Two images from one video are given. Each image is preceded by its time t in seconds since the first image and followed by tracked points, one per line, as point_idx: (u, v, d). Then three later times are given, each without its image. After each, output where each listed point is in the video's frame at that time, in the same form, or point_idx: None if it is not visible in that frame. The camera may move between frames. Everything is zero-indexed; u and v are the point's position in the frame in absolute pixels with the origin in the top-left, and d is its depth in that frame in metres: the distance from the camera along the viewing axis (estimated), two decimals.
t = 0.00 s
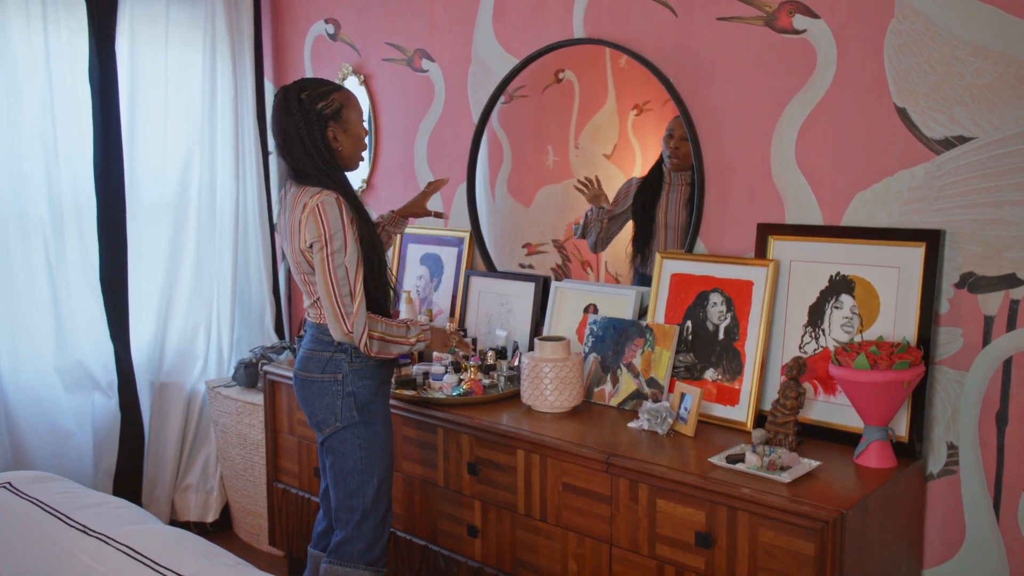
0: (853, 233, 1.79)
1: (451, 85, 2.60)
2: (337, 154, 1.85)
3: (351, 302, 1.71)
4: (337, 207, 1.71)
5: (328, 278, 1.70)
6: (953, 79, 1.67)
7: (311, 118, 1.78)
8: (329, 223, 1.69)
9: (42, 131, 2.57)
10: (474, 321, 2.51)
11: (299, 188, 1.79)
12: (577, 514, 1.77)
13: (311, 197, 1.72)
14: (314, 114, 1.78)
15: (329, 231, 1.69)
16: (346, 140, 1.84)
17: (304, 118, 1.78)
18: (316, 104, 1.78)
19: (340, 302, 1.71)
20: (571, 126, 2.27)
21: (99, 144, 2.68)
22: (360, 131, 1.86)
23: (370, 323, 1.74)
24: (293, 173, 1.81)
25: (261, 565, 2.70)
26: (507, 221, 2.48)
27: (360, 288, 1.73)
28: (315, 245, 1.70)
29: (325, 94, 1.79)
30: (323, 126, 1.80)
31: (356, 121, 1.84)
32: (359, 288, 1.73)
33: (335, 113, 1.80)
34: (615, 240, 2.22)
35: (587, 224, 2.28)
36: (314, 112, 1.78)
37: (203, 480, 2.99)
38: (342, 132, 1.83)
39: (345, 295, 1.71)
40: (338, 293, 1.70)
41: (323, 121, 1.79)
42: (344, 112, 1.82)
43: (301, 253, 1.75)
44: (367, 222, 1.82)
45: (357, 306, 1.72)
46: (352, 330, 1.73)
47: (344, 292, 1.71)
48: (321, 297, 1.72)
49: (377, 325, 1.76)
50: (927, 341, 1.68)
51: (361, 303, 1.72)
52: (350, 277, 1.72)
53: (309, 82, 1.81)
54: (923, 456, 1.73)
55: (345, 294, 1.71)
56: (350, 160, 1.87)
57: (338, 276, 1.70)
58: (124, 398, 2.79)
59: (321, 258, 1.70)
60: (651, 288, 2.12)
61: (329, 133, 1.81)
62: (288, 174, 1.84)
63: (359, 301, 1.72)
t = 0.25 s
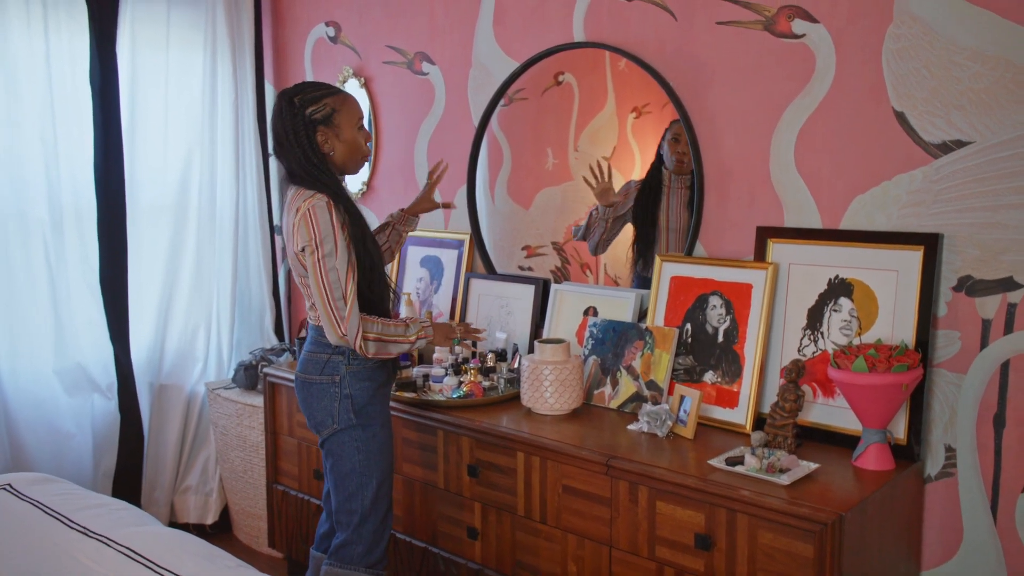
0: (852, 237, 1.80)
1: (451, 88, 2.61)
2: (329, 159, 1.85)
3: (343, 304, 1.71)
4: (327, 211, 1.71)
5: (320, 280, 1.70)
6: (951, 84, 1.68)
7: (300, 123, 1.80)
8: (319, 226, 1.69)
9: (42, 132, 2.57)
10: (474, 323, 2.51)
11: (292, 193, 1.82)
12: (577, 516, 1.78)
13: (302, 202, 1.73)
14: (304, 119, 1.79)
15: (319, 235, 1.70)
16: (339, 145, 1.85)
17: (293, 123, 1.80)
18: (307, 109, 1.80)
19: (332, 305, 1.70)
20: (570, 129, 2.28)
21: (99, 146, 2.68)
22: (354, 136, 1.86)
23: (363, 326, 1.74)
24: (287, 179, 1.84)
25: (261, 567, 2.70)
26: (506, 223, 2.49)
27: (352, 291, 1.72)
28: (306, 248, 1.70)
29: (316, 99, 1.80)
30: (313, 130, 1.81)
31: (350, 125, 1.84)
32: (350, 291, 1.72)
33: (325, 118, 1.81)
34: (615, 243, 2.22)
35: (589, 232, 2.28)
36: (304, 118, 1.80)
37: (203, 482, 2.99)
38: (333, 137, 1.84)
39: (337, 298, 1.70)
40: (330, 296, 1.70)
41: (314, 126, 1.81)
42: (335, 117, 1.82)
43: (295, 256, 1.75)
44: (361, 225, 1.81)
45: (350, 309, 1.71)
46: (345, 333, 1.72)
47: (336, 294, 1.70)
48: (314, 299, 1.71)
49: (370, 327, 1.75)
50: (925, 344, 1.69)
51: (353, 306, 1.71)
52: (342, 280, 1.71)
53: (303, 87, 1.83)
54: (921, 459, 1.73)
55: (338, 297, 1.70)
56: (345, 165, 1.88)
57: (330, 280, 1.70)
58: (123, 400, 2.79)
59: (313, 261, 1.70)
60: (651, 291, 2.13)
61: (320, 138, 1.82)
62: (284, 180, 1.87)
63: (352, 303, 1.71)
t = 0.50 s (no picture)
0: (848, 239, 1.81)
1: (449, 91, 2.62)
2: (323, 163, 1.88)
3: (325, 308, 1.72)
4: (312, 215, 1.73)
5: (303, 285, 1.73)
6: (946, 88, 1.70)
7: (290, 128, 1.82)
8: (302, 230, 1.72)
9: (40, 135, 2.57)
10: (472, 326, 2.52)
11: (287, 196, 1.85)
12: (575, 518, 1.79)
13: (291, 206, 1.76)
14: (294, 124, 1.82)
15: (303, 238, 1.72)
16: (332, 149, 1.87)
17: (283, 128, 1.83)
18: (298, 114, 1.82)
19: (315, 308, 1.73)
20: (568, 131, 2.29)
21: (97, 149, 2.68)
22: (347, 139, 1.88)
23: (346, 330, 1.75)
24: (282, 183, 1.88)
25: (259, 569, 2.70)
26: (504, 226, 2.49)
27: (335, 294, 1.73)
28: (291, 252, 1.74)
29: (306, 104, 1.82)
30: (304, 134, 1.84)
31: (341, 129, 1.86)
32: (332, 295, 1.73)
33: (317, 122, 1.83)
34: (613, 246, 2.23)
35: (591, 233, 2.28)
36: (294, 122, 1.82)
37: (201, 484, 2.99)
38: (325, 142, 1.85)
39: (320, 301, 1.73)
40: (313, 299, 1.72)
41: (304, 131, 1.83)
42: (326, 121, 1.84)
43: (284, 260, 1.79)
44: (354, 229, 1.82)
45: (331, 312, 1.73)
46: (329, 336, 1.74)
47: (319, 298, 1.72)
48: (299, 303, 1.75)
49: (354, 331, 1.76)
50: (921, 346, 1.70)
51: (335, 309, 1.73)
52: (325, 284, 1.73)
53: (295, 92, 1.85)
54: (917, 460, 1.75)
55: (320, 301, 1.72)
56: (340, 168, 1.90)
57: (312, 284, 1.72)
58: (121, 402, 2.79)
59: (297, 265, 1.73)
60: (648, 294, 2.14)
61: (312, 142, 1.84)
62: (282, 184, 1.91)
63: (333, 306, 1.73)
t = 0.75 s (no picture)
0: (843, 243, 1.82)
1: (446, 95, 2.63)
2: (320, 167, 1.89)
3: (310, 311, 1.72)
4: (304, 219, 1.74)
5: (290, 287, 1.73)
6: (939, 93, 1.71)
7: (286, 132, 1.84)
8: (292, 233, 1.73)
9: (38, 138, 2.58)
10: (469, 328, 2.53)
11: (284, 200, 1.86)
12: (571, 520, 1.79)
13: (286, 209, 1.78)
14: (290, 128, 1.83)
15: (293, 241, 1.73)
16: (328, 154, 1.87)
17: (279, 131, 1.84)
18: (294, 118, 1.84)
19: (300, 311, 1.73)
20: (564, 135, 2.30)
21: (95, 151, 2.68)
22: (343, 144, 1.88)
23: (327, 335, 1.73)
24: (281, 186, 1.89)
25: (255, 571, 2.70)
26: (501, 229, 2.50)
27: (320, 297, 1.73)
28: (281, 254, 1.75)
29: (302, 109, 1.83)
30: (300, 139, 1.85)
31: (336, 133, 1.86)
32: (317, 298, 1.73)
33: (312, 126, 1.84)
34: (609, 249, 2.24)
35: (592, 231, 2.28)
36: (290, 127, 1.84)
37: (197, 487, 2.99)
38: (321, 146, 1.86)
39: (305, 304, 1.73)
40: (298, 302, 1.72)
41: (300, 135, 1.84)
42: (322, 126, 1.85)
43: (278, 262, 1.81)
44: (348, 233, 1.82)
45: (315, 316, 1.72)
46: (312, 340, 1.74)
47: (303, 301, 1.72)
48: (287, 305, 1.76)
49: (335, 337, 1.74)
50: (915, 350, 1.72)
51: (319, 312, 1.73)
52: (311, 288, 1.73)
53: (293, 96, 1.87)
54: (911, 463, 1.76)
55: (305, 304, 1.72)
56: (338, 172, 1.91)
57: (299, 286, 1.72)
58: (117, 404, 2.79)
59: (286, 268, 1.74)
60: (644, 297, 2.15)
61: (308, 146, 1.86)
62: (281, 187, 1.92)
63: (318, 309, 1.72)
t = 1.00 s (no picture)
0: (838, 245, 1.83)
1: (443, 97, 2.63)
2: (317, 171, 1.89)
3: (298, 315, 1.72)
4: (298, 223, 1.74)
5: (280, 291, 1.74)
6: (934, 96, 1.72)
7: (282, 136, 1.84)
8: (285, 237, 1.74)
9: (35, 139, 2.58)
10: (466, 330, 2.53)
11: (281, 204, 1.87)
12: (568, 521, 1.80)
13: (282, 213, 1.78)
14: (286, 132, 1.84)
15: (286, 244, 1.73)
16: (325, 158, 1.88)
17: (276, 136, 1.85)
18: (291, 122, 1.84)
19: (289, 314, 1.72)
20: (561, 137, 2.30)
21: (92, 152, 2.69)
22: (339, 149, 1.88)
23: (315, 339, 1.74)
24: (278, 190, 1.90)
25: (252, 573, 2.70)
26: (498, 231, 2.51)
27: (309, 300, 1.73)
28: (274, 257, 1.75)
29: (300, 113, 1.84)
30: (297, 144, 1.85)
31: (333, 138, 1.87)
32: (306, 302, 1.72)
33: (308, 131, 1.85)
34: (605, 251, 2.25)
35: (595, 233, 2.27)
36: (287, 131, 1.84)
37: (195, 488, 2.99)
38: (318, 150, 1.87)
39: (295, 308, 1.72)
40: (288, 306, 1.72)
41: (297, 139, 1.85)
42: (318, 131, 1.85)
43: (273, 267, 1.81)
44: (342, 237, 1.81)
45: (304, 319, 1.72)
46: (300, 343, 1.73)
47: (293, 305, 1.72)
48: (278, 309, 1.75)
49: (323, 342, 1.75)
50: (910, 352, 1.72)
51: (308, 316, 1.72)
52: (302, 291, 1.72)
53: (291, 100, 1.87)
54: (906, 464, 1.77)
55: (295, 308, 1.72)
56: (335, 175, 1.91)
57: (289, 290, 1.72)
58: (114, 407, 2.79)
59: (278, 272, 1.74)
60: (641, 299, 2.15)
61: (304, 151, 1.86)
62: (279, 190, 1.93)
63: (307, 313, 1.72)
